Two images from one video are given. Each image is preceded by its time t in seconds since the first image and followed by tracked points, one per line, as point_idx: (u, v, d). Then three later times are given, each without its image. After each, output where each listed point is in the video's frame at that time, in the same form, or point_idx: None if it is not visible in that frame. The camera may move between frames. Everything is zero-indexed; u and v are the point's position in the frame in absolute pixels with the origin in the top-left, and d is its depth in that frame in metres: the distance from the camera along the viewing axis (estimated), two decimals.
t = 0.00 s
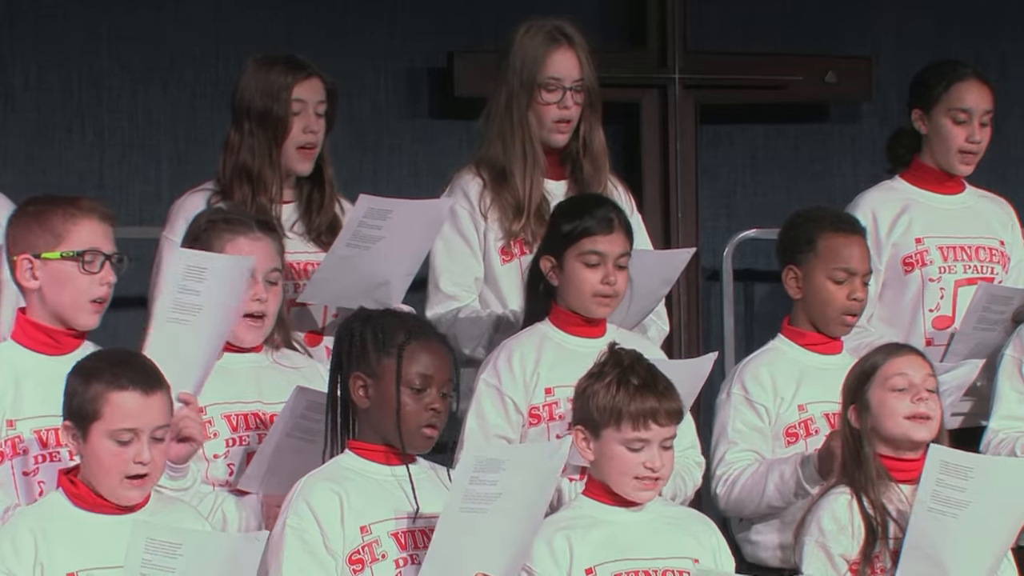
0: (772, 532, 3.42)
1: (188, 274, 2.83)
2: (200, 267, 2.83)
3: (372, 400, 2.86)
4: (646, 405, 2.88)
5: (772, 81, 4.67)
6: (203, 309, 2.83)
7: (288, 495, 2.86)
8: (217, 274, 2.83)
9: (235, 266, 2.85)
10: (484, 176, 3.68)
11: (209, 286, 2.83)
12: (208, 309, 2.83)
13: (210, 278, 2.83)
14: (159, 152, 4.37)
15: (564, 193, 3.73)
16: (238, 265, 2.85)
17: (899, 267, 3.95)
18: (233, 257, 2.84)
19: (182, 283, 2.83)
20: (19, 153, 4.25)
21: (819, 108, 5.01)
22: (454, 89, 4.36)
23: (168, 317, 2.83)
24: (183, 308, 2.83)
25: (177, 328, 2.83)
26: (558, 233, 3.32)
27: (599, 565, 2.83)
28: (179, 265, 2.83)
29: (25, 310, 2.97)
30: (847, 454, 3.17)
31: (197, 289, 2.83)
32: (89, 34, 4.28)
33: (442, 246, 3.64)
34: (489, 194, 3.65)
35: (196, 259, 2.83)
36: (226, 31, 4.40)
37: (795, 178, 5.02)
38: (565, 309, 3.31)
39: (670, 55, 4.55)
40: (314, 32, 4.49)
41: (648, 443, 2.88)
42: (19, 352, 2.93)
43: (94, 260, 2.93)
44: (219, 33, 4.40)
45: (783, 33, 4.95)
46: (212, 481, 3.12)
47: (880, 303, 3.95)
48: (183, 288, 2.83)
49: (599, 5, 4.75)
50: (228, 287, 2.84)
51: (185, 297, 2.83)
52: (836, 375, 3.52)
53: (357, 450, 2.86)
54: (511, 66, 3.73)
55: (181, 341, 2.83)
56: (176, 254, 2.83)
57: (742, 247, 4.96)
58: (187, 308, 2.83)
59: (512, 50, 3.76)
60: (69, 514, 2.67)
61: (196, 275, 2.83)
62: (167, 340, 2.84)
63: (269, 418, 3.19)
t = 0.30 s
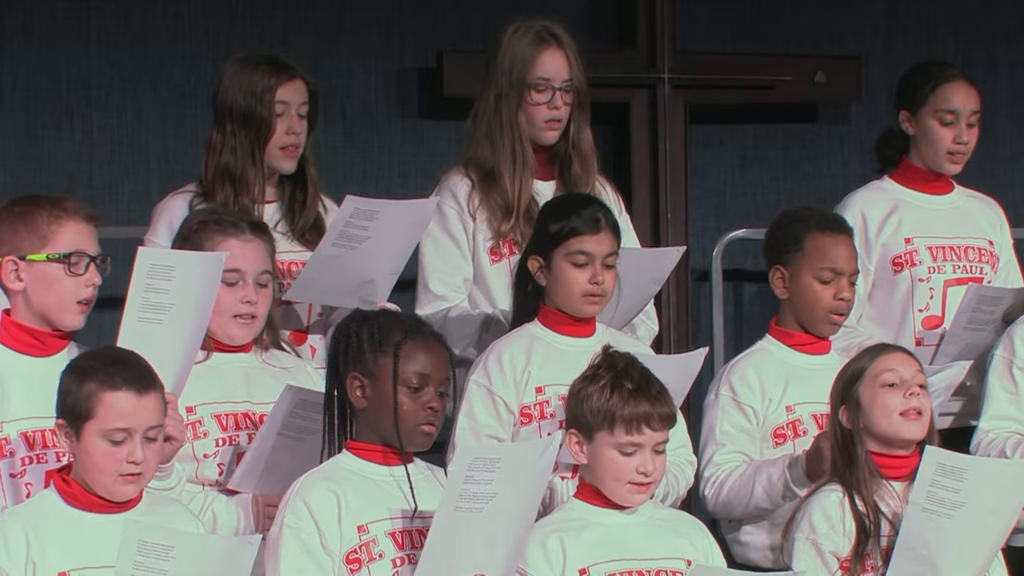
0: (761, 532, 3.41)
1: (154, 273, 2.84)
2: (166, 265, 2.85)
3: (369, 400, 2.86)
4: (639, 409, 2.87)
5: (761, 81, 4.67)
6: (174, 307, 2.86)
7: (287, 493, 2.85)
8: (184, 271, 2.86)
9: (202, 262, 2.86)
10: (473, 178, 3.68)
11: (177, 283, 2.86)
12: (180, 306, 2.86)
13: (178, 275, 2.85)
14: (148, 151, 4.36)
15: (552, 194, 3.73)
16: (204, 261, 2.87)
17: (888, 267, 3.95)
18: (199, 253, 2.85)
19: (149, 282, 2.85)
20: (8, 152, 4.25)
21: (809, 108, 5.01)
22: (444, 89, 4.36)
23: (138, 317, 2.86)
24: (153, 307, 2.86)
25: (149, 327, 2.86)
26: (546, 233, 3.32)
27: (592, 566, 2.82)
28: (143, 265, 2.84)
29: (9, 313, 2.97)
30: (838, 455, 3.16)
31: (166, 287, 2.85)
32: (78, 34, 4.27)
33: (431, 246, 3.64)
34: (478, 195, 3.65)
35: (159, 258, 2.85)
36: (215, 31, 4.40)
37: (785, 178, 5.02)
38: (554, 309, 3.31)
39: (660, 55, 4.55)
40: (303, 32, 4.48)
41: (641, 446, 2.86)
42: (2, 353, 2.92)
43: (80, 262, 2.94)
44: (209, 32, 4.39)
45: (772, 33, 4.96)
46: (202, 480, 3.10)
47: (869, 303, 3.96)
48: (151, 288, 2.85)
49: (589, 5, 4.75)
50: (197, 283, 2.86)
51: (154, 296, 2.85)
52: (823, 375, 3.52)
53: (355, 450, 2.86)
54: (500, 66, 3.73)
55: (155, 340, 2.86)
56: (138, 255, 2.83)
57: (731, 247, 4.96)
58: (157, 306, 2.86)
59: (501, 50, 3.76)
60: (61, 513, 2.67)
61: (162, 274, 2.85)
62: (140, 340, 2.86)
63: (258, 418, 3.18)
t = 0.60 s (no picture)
0: (751, 533, 3.41)
1: (142, 275, 2.85)
2: (155, 267, 2.85)
3: (363, 401, 2.87)
4: (631, 409, 2.88)
5: (750, 81, 4.67)
6: (162, 309, 2.86)
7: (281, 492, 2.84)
8: (173, 273, 2.85)
9: (191, 265, 2.86)
10: (461, 178, 3.68)
11: (166, 286, 2.85)
12: (168, 308, 2.86)
13: (167, 277, 2.85)
14: (137, 152, 4.36)
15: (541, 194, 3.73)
16: (193, 264, 2.87)
17: (876, 267, 3.96)
18: (188, 256, 2.85)
19: (138, 284, 2.85)
20: None
21: (798, 109, 5.01)
22: (432, 89, 4.36)
23: (127, 319, 2.86)
24: (141, 309, 2.86)
25: (138, 330, 2.86)
26: (536, 232, 3.33)
27: (582, 566, 2.82)
28: (132, 267, 2.84)
29: None
30: (829, 454, 3.16)
31: (154, 289, 2.85)
32: (66, 33, 4.27)
33: (420, 248, 3.64)
34: (466, 195, 3.65)
35: (148, 260, 2.85)
36: (203, 30, 4.39)
37: (773, 178, 5.02)
38: (545, 308, 3.31)
39: (648, 55, 4.55)
40: (292, 31, 4.48)
41: (632, 445, 2.87)
42: None
43: (68, 261, 2.95)
44: (197, 33, 4.39)
45: (761, 33, 4.96)
46: (193, 480, 3.09)
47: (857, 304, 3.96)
48: (140, 290, 2.85)
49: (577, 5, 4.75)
50: (186, 286, 2.86)
51: (142, 298, 2.85)
52: (814, 375, 3.52)
53: (350, 451, 2.85)
54: (488, 66, 3.73)
55: (143, 342, 2.86)
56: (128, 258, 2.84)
57: (720, 247, 4.96)
58: (145, 309, 2.86)
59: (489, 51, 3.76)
60: (55, 515, 2.66)
61: (152, 275, 2.85)
62: (128, 342, 2.86)
63: (248, 418, 3.17)
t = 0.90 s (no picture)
0: (743, 533, 3.42)
1: (135, 277, 2.85)
2: (148, 269, 2.86)
3: (356, 404, 2.86)
4: (620, 410, 2.85)
5: (741, 81, 4.67)
6: (155, 311, 2.85)
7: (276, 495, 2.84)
8: (166, 275, 2.86)
9: (183, 267, 2.87)
10: (452, 179, 3.69)
11: (158, 288, 2.86)
12: (159, 310, 2.86)
13: (160, 279, 2.86)
14: (128, 152, 4.36)
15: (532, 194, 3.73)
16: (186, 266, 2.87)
17: (865, 267, 3.97)
18: (181, 258, 2.86)
19: (130, 286, 2.85)
20: None
21: (788, 109, 5.02)
22: (423, 90, 4.35)
23: (118, 322, 2.85)
24: (134, 311, 2.86)
25: (128, 332, 2.85)
26: (528, 231, 3.33)
27: (569, 566, 2.82)
28: (125, 268, 2.84)
29: None
30: (821, 455, 3.16)
31: (146, 291, 2.85)
32: (57, 33, 4.26)
33: (411, 248, 3.65)
34: (457, 196, 3.66)
35: (141, 262, 2.86)
36: (194, 30, 4.39)
37: (764, 178, 5.03)
38: (537, 308, 3.31)
39: (639, 55, 4.55)
40: (283, 31, 4.48)
41: (619, 448, 2.84)
42: None
43: (61, 262, 2.94)
44: (189, 33, 4.38)
45: (752, 33, 4.96)
46: (186, 481, 3.09)
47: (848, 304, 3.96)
48: (133, 291, 2.85)
49: (568, 5, 4.75)
50: (178, 287, 2.87)
51: (135, 300, 2.85)
52: (806, 375, 3.52)
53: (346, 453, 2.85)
54: (479, 66, 3.73)
55: (134, 345, 2.85)
56: (121, 259, 2.84)
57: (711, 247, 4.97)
58: (137, 311, 2.86)
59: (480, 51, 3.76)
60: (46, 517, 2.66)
61: (144, 278, 2.85)
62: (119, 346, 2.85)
63: (241, 418, 3.16)
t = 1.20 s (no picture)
0: (732, 533, 3.42)
1: (123, 280, 2.85)
2: (136, 272, 2.85)
3: (346, 407, 2.86)
4: (604, 414, 2.83)
5: (731, 81, 4.68)
6: (142, 314, 2.85)
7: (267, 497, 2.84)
8: (155, 278, 2.85)
9: (171, 269, 2.86)
10: (442, 178, 3.68)
11: (146, 290, 2.85)
12: (147, 312, 2.85)
13: (148, 282, 2.85)
14: (118, 153, 4.36)
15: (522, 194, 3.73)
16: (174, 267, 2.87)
17: (855, 267, 3.97)
18: (169, 259, 2.85)
19: (118, 289, 2.85)
20: None
21: (778, 109, 5.02)
22: (413, 90, 4.35)
23: (107, 325, 2.85)
24: (122, 314, 2.86)
25: (117, 335, 2.85)
26: (517, 231, 3.33)
27: (552, 567, 2.82)
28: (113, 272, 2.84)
29: None
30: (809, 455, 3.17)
31: (134, 293, 2.85)
32: (47, 33, 4.26)
33: (401, 247, 3.65)
34: (447, 195, 3.66)
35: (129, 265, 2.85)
36: (184, 30, 4.39)
37: (754, 178, 5.03)
38: (527, 308, 3.31)
39: (629, 55, 4.55)
40: (273, 32, 4.47)
41: (603, 452, 2.83)
42: None
43: (48, 260, 2.94)
44: (178, 33, 4.38)
45: (742, 34, 4.97)
46: (177, 481, 3.08)
47: (837, 305, 3.97)
48: (121, 294, 2.85)
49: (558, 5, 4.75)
50: (165, 289, 2.86)
51: (123, 303, 2.85)
52: (794, 375, 3.52)
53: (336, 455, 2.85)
54: (469, 66, 3.72)
55: (122, 347, 2.85)
56: (110, 262, 2.84)
57: (700, 247, 4.97)
58: (125, 313, 2.85)
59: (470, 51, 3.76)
60: (33, 515, 2.66)
61: (133, 281, 2.85)
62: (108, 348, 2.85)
63: (233, 418, 3.16)
